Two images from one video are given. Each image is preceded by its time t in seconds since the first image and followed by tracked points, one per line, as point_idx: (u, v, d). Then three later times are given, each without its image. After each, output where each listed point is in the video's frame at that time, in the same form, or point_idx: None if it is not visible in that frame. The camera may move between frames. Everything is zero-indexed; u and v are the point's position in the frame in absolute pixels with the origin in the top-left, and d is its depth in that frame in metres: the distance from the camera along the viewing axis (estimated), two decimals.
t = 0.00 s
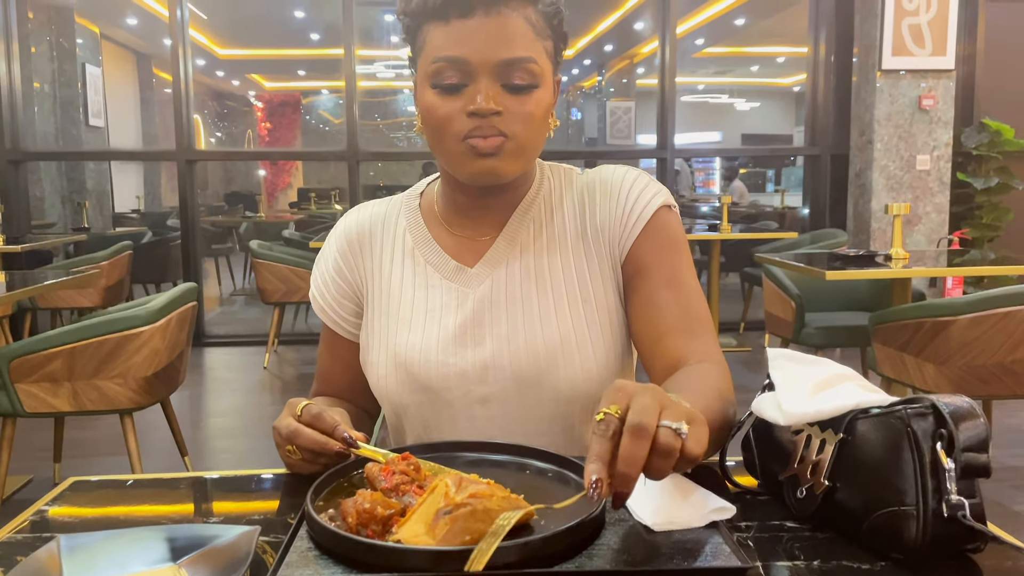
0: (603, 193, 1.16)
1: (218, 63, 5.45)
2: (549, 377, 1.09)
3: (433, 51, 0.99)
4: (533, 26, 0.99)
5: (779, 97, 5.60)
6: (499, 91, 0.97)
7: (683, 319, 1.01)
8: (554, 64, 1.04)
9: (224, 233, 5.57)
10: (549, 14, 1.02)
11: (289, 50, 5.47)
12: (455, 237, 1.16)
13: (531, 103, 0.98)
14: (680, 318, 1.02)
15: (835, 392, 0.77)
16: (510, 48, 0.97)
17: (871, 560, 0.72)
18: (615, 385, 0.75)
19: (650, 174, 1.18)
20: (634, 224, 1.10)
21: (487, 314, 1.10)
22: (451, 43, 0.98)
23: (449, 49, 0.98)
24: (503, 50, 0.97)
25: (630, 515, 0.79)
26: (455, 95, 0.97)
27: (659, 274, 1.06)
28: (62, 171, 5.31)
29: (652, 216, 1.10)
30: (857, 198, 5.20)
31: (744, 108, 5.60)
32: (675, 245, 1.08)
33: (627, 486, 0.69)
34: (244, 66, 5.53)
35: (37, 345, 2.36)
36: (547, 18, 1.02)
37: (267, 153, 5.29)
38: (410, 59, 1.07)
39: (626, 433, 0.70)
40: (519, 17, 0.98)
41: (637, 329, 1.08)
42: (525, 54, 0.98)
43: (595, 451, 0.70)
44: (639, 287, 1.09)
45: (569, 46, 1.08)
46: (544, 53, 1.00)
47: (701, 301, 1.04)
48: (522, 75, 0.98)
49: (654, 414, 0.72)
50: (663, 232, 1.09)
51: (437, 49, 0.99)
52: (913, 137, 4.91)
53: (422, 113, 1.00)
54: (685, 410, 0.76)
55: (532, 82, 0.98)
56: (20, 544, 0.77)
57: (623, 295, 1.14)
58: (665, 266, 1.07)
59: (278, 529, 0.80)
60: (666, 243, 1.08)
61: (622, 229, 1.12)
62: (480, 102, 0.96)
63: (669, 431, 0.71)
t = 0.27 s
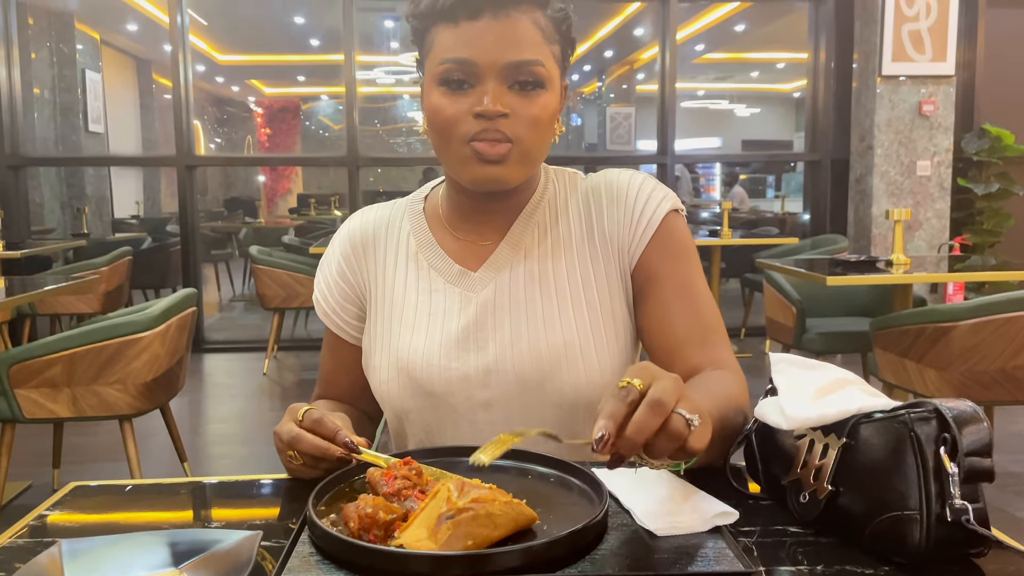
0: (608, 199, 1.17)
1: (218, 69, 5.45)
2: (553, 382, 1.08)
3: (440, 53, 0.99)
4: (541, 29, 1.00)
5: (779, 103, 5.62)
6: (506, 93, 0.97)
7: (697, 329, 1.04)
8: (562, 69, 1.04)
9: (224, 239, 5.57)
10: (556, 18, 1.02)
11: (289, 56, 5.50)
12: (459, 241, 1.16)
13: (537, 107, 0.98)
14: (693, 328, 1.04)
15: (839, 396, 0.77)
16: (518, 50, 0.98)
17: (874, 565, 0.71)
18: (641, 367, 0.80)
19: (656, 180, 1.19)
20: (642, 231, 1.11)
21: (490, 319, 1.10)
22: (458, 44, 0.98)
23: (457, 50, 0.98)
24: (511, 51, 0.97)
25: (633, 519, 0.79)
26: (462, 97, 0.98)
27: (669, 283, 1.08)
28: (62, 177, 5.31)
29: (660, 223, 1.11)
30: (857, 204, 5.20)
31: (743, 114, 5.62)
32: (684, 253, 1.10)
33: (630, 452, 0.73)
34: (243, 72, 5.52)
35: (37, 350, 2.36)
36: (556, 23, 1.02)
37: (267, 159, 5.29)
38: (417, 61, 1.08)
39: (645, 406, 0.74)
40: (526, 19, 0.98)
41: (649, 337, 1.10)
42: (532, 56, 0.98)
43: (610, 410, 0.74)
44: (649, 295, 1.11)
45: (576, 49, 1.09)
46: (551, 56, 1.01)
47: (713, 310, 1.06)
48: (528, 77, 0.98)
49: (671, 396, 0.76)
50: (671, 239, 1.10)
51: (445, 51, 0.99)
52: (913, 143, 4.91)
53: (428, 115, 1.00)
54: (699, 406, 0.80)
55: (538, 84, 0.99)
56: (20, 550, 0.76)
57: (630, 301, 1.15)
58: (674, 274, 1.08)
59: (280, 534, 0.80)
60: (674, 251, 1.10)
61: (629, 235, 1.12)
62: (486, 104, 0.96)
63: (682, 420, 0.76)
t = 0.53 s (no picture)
0: (617, 209, 1.17)
1: (218, 74, 5.45)
2: (562, 391, 1.08)
3: (447, 57, 1.00)
4: (547, 34, 1.01)
5: (778, 108, 5.63)
6: (512, 95, 0.97)
7: (716, 342, 1.08)
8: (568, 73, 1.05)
9: (224, 244, 5.57)
10: (562, 24, 1.03)
11: (289, 61, 5.50)
12: (466, 248, 1.16)
13: (543, 109, 0.98)
14: (712, 340, 1.08)
15: (839, 402, 0.77)
16: (524, 53, 0.98)
17: (875, 570, 0.71)
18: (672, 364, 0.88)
19: (663, 191, 1.20)
20: (655, 244, 1.12)
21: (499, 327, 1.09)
22: (465, 48, 0.98)
23: (463, 54, 0.98)
24: (516, 54, 0.98)
25: (633, 526, 0.78)
26: (467, 100, 0.98)
27: (684, 296, 1.11)
28: (62, 182, 5.32)
29: (672, 236, 1.12)
30: (858, 209, 5.21)
31: (743, 119, 5.63)
32: (696, 266, 1.12)
33: (604, 416, 0.82)
34: (243, 77, 5.53)
35: (37, 356, 2.36)
36: (561, 28, 1.03)
37: (267, 164, 5.30)
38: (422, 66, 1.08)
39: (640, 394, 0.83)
40: (532, 25, 0.99)
41: (664, 347, 1.14)
42: (538, 59, 0.98)
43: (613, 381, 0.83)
44: (662, 306, 1.13)
45: (582, 53, 1.09)
46: (557, 60, 1.01)
47: (727, 321, 1.11)
48: (534, 80, 0.98)
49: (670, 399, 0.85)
50: (684, 252, 1.12)
51: (450, 55, 0.99)
52: (913, 148, 4.92)
53: (433, 119, 1.01)
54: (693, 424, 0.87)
55: (544, 86, 0.99)
56: (19, 555, 0.76)
57: (641, 311, 1.16)
58: (689, 287, 1.11)
59: (279, 539, 0.79)
60: (688, 264, 1.12)
61: (640, 247, 1.13)
62: (492, 106, 0.96)
63: (662, 423, 0.85)
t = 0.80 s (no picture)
0: (628, 218, 1.17)
1: (220, 78, 5.44)
2: (569, 399, 1.08)
3: (458, 59, 1.00)
4: (558, 36, 1.01)
5: (779, 112, 5.64)
6: (523, 96, 0.98)
7: (725, 356, 1.07)
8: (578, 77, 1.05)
9: (224, 248, 5.57)
10: (572, 27, 1.03)
11: (291, 66, 5.44)
12: (474, 252, 1.16)
13: (555, 111, 0.98)
14: (721, 355, 1.07)
15: (840, 407, 0.77)
16: (535, 54, 0.98)
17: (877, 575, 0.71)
18: (690, 400, 0.86)
19: (676, 201, 1.20)
20: (667, 257, 1.12)
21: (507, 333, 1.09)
22: (476, 50, 0.99)
23: (474, 56, 0.99)
24: (528, 55, 0.98)
25: (634, 531, 0.78)
26: (478, 102, 0.98)
27: (695, 309, 1.10)
28: (63, 187, 5.34)
29: (685, 247, 1.12)
30: (858, 213, 5.21)
31: (744, 123, 5.62)
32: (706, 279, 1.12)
33: (604, 432, 0.82)
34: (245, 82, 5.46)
35: (38, 360, 2.36)
36: (571, 32, 1.03)
37: (268, 168, 5.31)
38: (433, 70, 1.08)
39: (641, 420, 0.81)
40: (543, 26, 0.99)
41: (672, 359, 1.13)
42: (549, 61, 0.99)
43: (622, 400, 0.82)
44: (672, 318, 1.13)
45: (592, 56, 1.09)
46: (568, 62, 1.01)
47: (737, 336, 1.10)
48: (545, 81, 0.99)
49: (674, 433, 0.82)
50: (696, 265, 1.12)
51: (462, 57, 1.00)
52: (914, 152, 4.92)
53: (444, 121, 1.01)
54: (694, 465, 0.84)
55: (555, 87, 0.99)
56: (19, 559, 0.76)
57: (649, 320, 1.16)
58: (700, 301, 1.10)
59: (279, 544, 0.79)
60: (699, 277, 1.12)
61: (652, 257, 1.13)
62: (504, 108, 0.96)
63: (652, 456, 0.82)
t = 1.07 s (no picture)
0: (636, 223, 1.17)
1: (220, 82, 5.45)
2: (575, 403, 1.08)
3: (469, 58, 1.00)
4: (569, 37, 1.01)
5: (779, 115, 5.64)
6: (535, 95, 0.98)
7: (732, 364, 1.07)
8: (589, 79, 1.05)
9: (225, 251, 5.57)
10: (583, 29, 1.04)
11: (291, 69, 5.52)
12: (481, 255, 1.16)
13: (566, 111, 0.99)
14: (727, 361, 1.08)
15: (841, 409, 0.77)
16: (547, 54, 0.99)
17: None
18: (681, 397, 0.85)
19: (684, 207, 1.20)
20: (675, 262, 1.12)
21: (513, 337, 1.09)
22: (487, 50, 0.99)
23: (486, 55, 0.99)
24: (539, 55, 0.98)
25: (635, 534, 0.78)
26: (489, 101, 0.99)
27: (702, 315, 1.11)
28: (64, 190, 5.34)
29: (693, 254, 1.13)
30: (858, 216, 5.21)
31: (744, 126, 5.64)
32: (714, 286, 1.12)
33: (591, 419, 0.82)
34: (245, 85, 5.53)
35: (39, 362, 2.36)
36: (582, 34, 1.04)
37: (268, 171, 5.31)
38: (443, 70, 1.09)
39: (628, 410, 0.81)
40: (555, 27, 1.00)
41: (679, 365, 1.13)
42: (560, 60, 0.99)
43: (612, 386, 0.82)
44: (679, 324, 1.13)
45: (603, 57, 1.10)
46: (579, 62, 1.02)
47: (743, 343, 1.10)
48: (556, 81, 0.99)
49: (660, 428, 0.81)
50: (703, 272, 1.13)
51: (473, 56, 1.00)
52: (914, 155, 4.92)
53: (455, 121, 1.01)
54: (678, 461, 0.83)
55: (566, 87, 0.99)
56: (20, 562, 0.76)
57: (656, 326, 1.16)
58: (707, 307, 1.11)
59: (281, 546, 0.79)
60: (706, 284, 1.12)
61: (659, 263, 1.14)
62: (516, 107, 0.97)
63: (634, 448, 0.82)
